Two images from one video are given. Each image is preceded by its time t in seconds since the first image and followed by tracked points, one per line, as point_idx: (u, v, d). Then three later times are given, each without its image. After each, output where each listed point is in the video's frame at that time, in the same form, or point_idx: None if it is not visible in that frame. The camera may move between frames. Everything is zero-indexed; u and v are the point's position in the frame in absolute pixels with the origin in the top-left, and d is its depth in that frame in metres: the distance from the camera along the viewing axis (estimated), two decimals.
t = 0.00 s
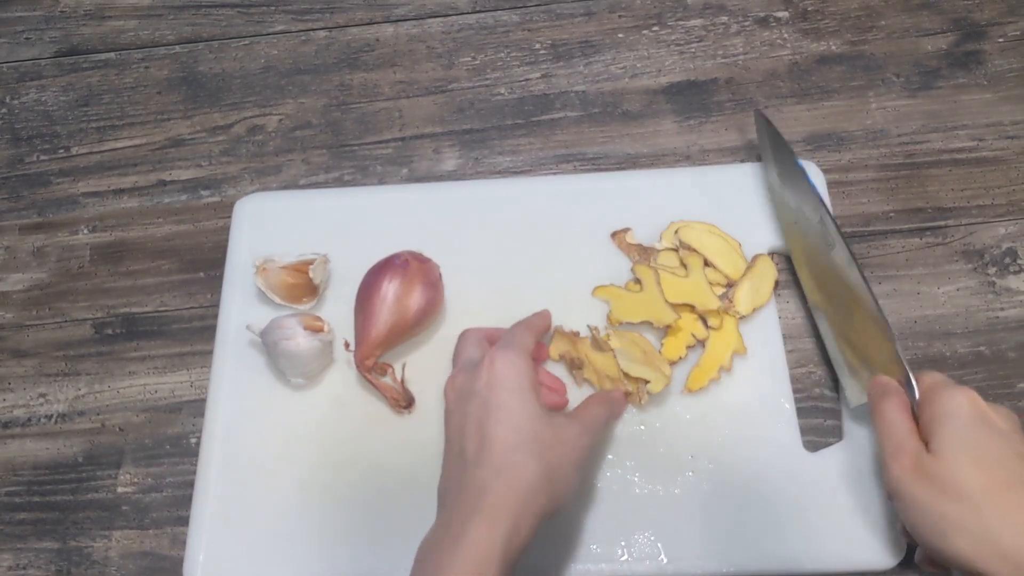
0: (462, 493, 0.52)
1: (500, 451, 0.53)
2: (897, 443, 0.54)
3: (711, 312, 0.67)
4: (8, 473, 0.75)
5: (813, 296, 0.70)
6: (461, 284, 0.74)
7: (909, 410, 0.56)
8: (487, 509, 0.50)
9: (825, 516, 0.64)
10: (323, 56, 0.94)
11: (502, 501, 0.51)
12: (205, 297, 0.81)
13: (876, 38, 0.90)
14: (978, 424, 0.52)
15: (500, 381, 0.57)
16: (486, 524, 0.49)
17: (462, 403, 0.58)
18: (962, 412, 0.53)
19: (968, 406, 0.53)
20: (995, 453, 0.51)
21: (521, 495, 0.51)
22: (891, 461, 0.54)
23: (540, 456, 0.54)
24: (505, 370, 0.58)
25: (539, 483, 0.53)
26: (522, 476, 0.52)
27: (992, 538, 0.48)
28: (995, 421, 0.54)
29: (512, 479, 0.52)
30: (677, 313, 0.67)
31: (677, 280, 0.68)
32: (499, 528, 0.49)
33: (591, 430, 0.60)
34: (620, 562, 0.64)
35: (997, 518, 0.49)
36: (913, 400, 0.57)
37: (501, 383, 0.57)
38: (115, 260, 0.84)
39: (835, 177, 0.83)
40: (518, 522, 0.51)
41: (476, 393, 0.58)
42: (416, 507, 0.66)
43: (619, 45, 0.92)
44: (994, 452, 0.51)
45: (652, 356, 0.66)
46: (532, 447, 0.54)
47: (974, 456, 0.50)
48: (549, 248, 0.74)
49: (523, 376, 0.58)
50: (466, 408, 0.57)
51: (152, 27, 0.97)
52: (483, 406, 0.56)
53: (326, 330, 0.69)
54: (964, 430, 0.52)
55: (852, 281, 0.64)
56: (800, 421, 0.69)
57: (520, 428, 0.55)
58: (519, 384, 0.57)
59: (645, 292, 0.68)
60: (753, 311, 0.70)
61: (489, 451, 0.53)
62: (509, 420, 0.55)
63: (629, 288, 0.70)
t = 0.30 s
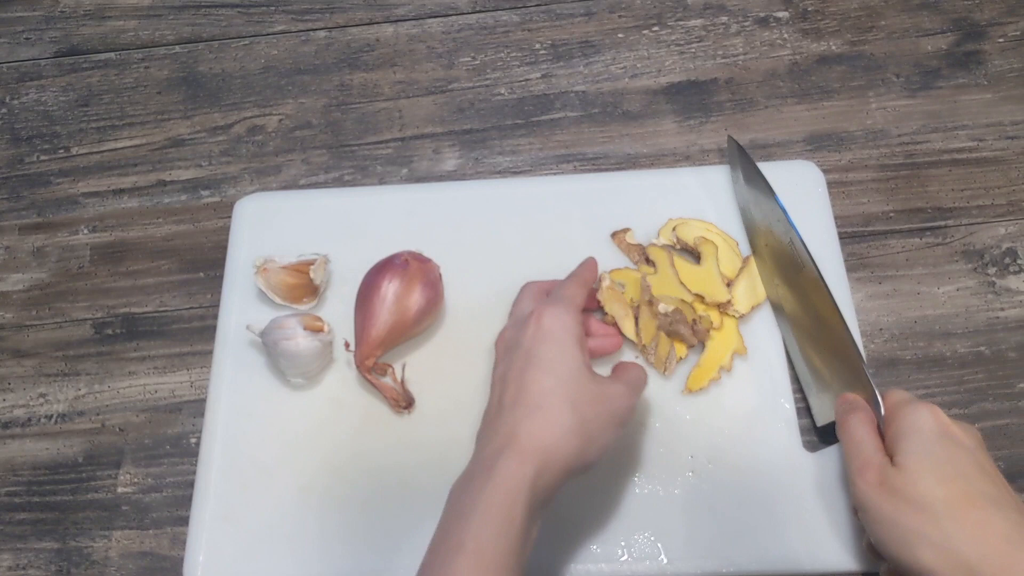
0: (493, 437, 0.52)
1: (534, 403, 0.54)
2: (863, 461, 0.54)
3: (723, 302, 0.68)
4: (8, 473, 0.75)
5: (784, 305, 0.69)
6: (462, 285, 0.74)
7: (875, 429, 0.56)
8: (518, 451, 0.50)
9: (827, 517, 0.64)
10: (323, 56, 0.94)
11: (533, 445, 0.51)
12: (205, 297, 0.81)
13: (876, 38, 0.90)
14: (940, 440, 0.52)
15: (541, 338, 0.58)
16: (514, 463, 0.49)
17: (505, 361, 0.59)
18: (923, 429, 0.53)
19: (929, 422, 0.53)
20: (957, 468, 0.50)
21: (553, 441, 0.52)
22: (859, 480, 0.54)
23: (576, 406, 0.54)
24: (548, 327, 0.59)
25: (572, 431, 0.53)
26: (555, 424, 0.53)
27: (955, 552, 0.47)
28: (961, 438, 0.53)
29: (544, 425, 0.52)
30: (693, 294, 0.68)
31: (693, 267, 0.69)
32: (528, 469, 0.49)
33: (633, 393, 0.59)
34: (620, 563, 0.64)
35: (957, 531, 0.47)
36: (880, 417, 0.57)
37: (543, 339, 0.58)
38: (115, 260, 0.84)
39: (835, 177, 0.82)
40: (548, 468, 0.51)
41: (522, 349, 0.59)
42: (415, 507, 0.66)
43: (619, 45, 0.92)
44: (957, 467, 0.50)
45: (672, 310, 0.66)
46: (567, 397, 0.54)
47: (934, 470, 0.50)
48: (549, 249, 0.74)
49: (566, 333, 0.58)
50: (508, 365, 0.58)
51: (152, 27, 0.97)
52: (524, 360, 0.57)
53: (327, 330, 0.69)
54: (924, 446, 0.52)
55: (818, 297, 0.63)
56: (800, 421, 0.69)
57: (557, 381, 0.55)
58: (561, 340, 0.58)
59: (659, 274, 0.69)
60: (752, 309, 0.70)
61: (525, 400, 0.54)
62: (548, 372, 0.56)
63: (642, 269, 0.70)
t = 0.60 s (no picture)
0: (518, 425, 0.51)
1: (559, 389, 0.52)
2: (847, 460, 0.54)
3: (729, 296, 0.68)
4: (8, 473, 0.75)
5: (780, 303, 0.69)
6: (462, 284, 0.74)
7: (860, 428, 0.56)
8: (544, 441, 0.49)
9: (827, 518, 0.64)
10: (323, 56, 0.94)
11: (560, 432, 0.50)
12: (205, 297, 0.81)
13: (876, 38, 0.90)
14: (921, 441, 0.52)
15: (563, 321, 0.56)
16: (540, 453, 0.49)
17: (526, 345, 0.58)
18: (906, 429, 0.52)
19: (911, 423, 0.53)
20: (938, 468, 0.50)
21: (580, 428, 0.51)
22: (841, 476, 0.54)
23: (602, 392, 0.53)
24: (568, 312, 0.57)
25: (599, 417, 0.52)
26: (580, 411, 0.51)
27: (933, 550, 0.47)
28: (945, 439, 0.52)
29: (570, 413, 0.51)
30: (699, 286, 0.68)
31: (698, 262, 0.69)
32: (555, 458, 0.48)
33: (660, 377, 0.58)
34: (620, 563, 0.64)
35: (935, 528, 0.47)
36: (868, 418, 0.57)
37: (564, 323, 0.56)
38: (115, 260, 0.84)
39: (835, 177, 0.83)
40: (575, 457, 0.50)
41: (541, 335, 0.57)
42: (415, 507, 0.66)
43: (619, 45, 0.92)
44: (939, 466, 0.50)
45: (678, 303, 0.66)
46: (593, 382, 0.53)
47: (913, 467, 0.50)
48: (549, 249, 0.74)
49: (587, 316, 0.56)
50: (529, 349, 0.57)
51: (152, 27, 0.97)
52: (545, 345, 0.55)
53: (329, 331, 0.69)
54: (906, 445, 0.51)
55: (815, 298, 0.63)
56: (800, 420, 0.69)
57: (581, 366, 0.54)
58: (582, 324, 0.56)
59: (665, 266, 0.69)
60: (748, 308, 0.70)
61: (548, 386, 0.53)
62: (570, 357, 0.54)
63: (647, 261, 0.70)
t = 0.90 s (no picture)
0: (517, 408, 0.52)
1: (558, 377, 0.52)
2: (840, 448, 0.55)
3: (735, 276, 0.68)
4: (8, 473, 0.75)
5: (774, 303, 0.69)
6: (462, 284, 0.74)
7: (852, 417, 0.57)
8: (541, 425, 0.49)
9: (828, 519, 0.64)
10: (323, 56, 0.94)
11: (558, 418, 0.50)
12: (205, 297, 0.81)
13: (876, 38, 0.90)
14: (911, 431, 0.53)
15: (567, 311, 0.57)
16: (538, 437, 0.49)
17: (530, 334, 0.58)
18: (898, 418, 0.53)
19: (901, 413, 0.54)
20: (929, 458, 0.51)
21: (579, 414, 0.51)
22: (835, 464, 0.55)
23: (602, 381, 0.53)
24: (572, 303, 0.57)
25: (597, 406, 0.52)
26: (579, 399, 0.51)
27: (924, 538, 0.48)
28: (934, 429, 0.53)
29: (569, 400, 0.51)
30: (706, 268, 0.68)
31: (702, 244, 0.70)
32: (551, 444, 0.48)
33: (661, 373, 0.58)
34: (620, 562, 0.63)
35: (925, 516, 0.48)
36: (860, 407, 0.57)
37: (569, 312, 0.57)
38: (115, 260, 0.84)
39: (835, 177, 0.83)
40: (572, 444, 0.50)
41: (545, 324, 0.57)
42: (415, 507, 0.66)
43: (619, 45, 0.92)
44: (930, 456, 0.51)
45: (685, 288, 0.66)
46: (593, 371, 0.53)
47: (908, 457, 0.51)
48: (549, 249, 0.74)
49: (591, 307, 0.56)
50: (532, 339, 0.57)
51: (152, 27, 0.97)
52: (549, 333, 0.56)
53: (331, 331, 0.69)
54: (897, 435, 0.52)
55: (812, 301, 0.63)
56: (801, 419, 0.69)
57: (583, 356, 0.54)
58: (585, 314, 0.56)
59: (670, 249, 0.69)
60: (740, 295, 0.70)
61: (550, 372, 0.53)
62: (572, 346, 0.54)
63: (653, 244, 0.70)
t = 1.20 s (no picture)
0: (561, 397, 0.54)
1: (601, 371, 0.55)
2: (839, 449, 0.55)
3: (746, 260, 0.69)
4: (8, 473, 0.75)
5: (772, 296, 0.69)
6: (463, 284, 0.74)
7: (851, 418, 0.56)
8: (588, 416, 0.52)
9: (828, 518, 0.64)
10: (323, 56, 0.94)
11: (604, 409, 0.52)
12: (205, 297, 0.81)
13: (876, 38, 0.90)
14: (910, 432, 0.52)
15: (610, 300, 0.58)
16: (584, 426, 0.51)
17: (566, 321, 0.60)
18: (897, 419, 0.53)
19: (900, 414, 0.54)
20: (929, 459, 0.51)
21: (622, 402, 0.53)
22: (835, 464, 0.55)
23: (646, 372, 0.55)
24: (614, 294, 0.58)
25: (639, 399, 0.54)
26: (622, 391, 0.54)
27: (926, 539, 0.48)
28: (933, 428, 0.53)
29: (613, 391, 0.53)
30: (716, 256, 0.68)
31: (708, 231, 0.70)
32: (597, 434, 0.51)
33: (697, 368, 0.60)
34: (620, 563, 0.63)
35: (927, 517, 0.49)
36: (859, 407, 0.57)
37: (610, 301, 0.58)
38: (115, 260, 0.84)
39: (835, 177, 0.83)
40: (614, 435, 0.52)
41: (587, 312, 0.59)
42: (415, 507, 0.66)
43: (619, 45, 0.92)
44: (931, 456, 0.51)
45: (695, 279, 0.67)
46: (636, 361, 0.55)
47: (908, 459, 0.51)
48: (549, 248, 0.74)
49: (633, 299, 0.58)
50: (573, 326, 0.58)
51: (152, 27, 0.97)
52: (591, 322, 0.57)
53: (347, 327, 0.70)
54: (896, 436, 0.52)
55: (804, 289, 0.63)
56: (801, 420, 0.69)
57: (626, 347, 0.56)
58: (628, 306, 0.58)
59: (677, 240, 0.69)
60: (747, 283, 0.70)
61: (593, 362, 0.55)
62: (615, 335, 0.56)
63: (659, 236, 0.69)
